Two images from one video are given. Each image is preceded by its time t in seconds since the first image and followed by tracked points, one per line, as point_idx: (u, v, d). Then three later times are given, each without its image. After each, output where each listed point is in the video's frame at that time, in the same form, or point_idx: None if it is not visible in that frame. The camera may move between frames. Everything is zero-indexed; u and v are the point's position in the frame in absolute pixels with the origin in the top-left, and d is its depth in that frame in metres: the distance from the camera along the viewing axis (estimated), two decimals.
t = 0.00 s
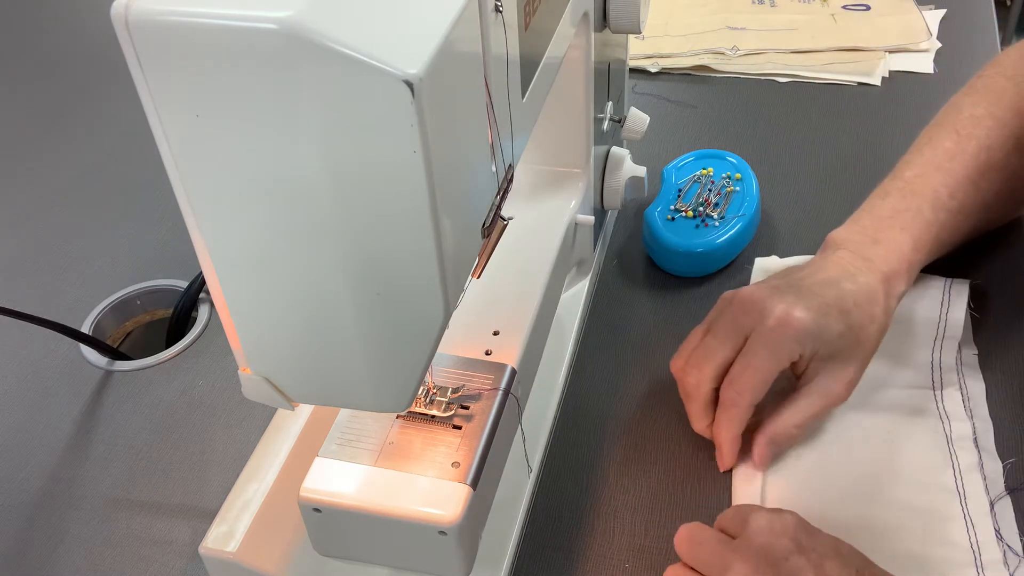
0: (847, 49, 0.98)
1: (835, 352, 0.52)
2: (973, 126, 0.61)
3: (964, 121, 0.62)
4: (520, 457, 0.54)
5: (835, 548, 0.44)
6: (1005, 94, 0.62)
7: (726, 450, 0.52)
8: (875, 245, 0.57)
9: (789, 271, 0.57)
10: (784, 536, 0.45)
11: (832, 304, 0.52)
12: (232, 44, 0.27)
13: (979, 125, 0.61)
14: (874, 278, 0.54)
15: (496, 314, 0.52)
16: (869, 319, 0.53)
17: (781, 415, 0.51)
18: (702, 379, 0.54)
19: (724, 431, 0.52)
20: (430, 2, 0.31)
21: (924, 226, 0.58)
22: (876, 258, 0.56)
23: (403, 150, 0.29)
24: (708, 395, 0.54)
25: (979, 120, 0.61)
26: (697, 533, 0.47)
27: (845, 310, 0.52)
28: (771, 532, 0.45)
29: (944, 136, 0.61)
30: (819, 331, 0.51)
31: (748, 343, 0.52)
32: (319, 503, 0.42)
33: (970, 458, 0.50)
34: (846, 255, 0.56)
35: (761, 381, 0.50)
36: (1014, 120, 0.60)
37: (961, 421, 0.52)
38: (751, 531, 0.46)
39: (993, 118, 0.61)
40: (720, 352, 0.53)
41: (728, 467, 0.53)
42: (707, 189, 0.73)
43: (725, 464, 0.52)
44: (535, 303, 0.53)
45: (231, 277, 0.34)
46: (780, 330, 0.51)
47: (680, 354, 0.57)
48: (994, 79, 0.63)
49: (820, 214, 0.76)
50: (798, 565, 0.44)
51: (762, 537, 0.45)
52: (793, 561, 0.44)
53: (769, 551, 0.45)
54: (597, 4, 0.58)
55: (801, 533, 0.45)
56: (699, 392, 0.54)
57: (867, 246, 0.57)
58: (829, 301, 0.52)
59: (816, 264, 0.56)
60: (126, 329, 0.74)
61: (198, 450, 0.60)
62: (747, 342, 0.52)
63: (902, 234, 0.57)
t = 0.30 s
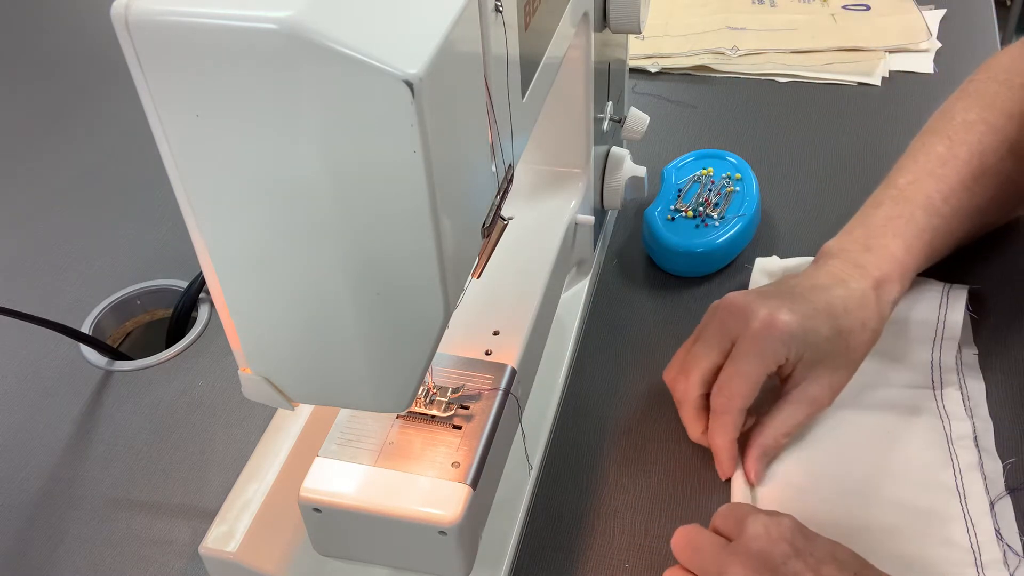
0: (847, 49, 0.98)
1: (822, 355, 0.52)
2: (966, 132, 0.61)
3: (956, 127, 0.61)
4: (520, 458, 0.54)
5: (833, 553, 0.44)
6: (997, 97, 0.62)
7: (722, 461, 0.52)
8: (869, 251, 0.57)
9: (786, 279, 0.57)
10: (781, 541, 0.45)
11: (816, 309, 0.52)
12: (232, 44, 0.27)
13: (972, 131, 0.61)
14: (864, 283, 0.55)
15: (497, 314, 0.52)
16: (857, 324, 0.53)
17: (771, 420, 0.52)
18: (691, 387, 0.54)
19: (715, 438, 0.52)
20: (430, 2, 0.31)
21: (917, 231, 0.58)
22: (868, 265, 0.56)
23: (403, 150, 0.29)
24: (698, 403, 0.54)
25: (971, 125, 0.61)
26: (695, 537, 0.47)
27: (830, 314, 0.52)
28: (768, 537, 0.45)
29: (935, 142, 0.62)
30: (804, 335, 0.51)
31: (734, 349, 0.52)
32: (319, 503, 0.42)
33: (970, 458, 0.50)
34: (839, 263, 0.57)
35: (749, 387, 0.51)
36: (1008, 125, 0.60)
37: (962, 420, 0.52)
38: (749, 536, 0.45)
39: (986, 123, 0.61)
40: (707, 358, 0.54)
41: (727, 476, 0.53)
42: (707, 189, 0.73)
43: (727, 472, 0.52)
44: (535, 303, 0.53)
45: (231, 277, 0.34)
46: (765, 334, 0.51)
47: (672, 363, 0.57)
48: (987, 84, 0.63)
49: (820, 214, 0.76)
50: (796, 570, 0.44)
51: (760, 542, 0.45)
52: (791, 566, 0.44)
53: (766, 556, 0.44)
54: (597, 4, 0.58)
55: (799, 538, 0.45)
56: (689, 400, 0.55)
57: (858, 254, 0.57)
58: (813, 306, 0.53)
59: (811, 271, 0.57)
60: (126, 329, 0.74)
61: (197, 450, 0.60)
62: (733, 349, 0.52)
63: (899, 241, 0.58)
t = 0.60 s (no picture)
0: (847, 49, 0.98)
1: (795, 344, 0.53)
2: (953, 129, 0.60)
3: (943, 124, 0.61)
4: (520, 458, 0.54)
5: (834, 555, 0.44)
6: (986, 94, 0.61)
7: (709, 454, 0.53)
8: (852, 243, 0.57)
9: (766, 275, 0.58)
10: (782, 543, 0.44)
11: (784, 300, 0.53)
12: (231, 44, 0.27)
13: (958, 127, 0.60)
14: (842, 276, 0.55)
15: (496, 314, 0.52)
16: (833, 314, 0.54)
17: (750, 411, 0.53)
18: (667, 386, 0.56)
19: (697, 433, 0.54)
20: (431, 2, 0.31)
21: (909, 229, 0.58)
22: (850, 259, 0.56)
23: (403, 150, 0.29)
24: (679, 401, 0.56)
25: (958, 121, 0.60)
26: (694, 539, 0.47)
27: (800, 304, 0.53)
28: (768, 540, 0.44)
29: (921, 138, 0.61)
30: (772, 326, 0.52)
31: (703, 345, 0.54)
32: (319, 503, 0.42)
33: (970, 458, 0.50)
34: (818, 259, 0.57)
35: (718, 381, 0.53)
36: (997, 122, 0.59)
37: (962, 420, 0.52)
38: (749, 538, 0.45)
39: (972, 120, 0.60)
40: (681, 356, 0.55)
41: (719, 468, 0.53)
42: (707, 189, 0.73)
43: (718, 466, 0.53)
44: (534, 303, 0.53)
45: (231, 277, 0.34)
46: (729, 328, 0.52)
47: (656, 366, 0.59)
48: (977, 80, 0.62)
49: (820, 214, 0.76)
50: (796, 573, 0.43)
51: (760, 544, 0.44)
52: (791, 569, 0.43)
53: (766, 558, 0.44)
54: (596, 4, 0.58)
55: (800, 540, 0.44)
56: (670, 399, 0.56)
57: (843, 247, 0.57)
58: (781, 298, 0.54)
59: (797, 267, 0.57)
60: (126, 329, 0.74)
61: (197, 450, 0.60)
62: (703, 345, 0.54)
63: (897, 236, 0.57)
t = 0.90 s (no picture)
0: (847, 49, 0.98)
1: (771, 330, 0.53)
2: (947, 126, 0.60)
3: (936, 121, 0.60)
4: (520, 457, 0.54)
5: (824, 547, 0.43)
6: (981, 91, 0.60)
7: (707, 453, 0.53)
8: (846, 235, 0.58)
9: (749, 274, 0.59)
10: (770, 537, 0.44)
11: (751, 289, 0.54)
12: (231, 44, 0.27)
13: (951, 122, 0.59)
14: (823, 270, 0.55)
15: (496, 314, 0.52)
16: (809, 299, 0.54)
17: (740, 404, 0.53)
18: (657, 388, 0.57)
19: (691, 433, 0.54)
20: (431, 2, 0.31)
21: (909, 229, 0.58)
22: (839, 255, 0.56)
23: (403, 150, 0.29)
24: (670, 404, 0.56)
25: (950, 117, 0.60)
26: (684, 539, 0.47)
27: (774, 293, 0.54)
28: (757, 535, 0.44)
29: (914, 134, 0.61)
30: (742, 316, 0.53)
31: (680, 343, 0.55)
32: (319, 503, 0.42)
33: (969, 458, 0.50)
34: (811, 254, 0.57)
35: (698, 376, 0.53)
36: (992, 120, 0.59)
37: (961, 420, 0.52)
38: (738, 534, 0.45)
39: (965, 116, 0.59)
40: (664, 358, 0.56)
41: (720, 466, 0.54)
42: (707, 189, 0.73)
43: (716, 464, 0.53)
44: (534, 303, 0.53)
45: (231, 277, 0.34)
46: (699, 323, 0.53)
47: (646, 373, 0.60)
48: (972, 79, 0.62)
49: (820, 214, 0.76)
50: (785, 566, 0.43)
51: (748, 540, 0.44)
52: (780, 563, 0.43)
53: (756, 554, 0.44)
54: (596, 4, 0.58)
55: (789, 533, 0.44)
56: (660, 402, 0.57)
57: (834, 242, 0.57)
58: (749, 288, 0.55)
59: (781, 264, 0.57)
60: (126, 329, 0.74)
61: (197, 450, 0.60)
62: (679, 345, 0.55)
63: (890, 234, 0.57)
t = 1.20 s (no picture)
0: (847, 49, 0.98)
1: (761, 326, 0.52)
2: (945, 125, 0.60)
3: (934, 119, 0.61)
4: (520, 456, 0.54)
5: (800, 510, 0.44)
6: (978, 88, 0.61)
7: (705, 453, 0.53)
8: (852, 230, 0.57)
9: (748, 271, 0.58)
10: (746, 504, 0.45)
11: (739, 286, 0.54)
12: (231, 44, 0.27)
13: (947, 118, 0.60)
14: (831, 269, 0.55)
15: (496, 314, 0.52)
16: (799, 293, 0.53)
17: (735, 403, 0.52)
18: (652, 388, 0.56)
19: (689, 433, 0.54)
20: (431, 3, 0.31)
21: (908, 228, 0.58)
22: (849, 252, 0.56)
23: (403, 150, 0.29)
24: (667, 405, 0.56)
25: (948, 113, 0.60)
26: (668, 508, 0.48)
27: (763, 289, 0.53)
28: (731, 503, 0.45)
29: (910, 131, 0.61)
30: (730, 312, 0.52)
31: (672, 343, 0.55)
32: (319, 503, 0.42)
33: (969, 457, 0.50)
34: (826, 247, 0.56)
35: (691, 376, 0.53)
36: (988, 117, 0.59)
37: (961, 419, 0.52)
38: (714, 503, 0.46)
39: (961, 111, 0.60)
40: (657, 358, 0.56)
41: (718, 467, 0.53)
42: (707, 189, 0.73)
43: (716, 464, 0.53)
44: (534, 303, 0.53)
45: (232, 278, 0.34)
46: (687, 322, 0.53)
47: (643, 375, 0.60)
48: (970, 76, 0.62)
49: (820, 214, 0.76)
50: (761, 533, 0.44)
51: (723, 509, 0.45)
52: (756, 529, 0.44)
53: (732, 521, 0.45)
54: (596, 4, 0.58)
55: (764, 500, 0.45)
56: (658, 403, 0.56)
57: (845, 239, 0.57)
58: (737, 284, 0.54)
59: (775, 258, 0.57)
60: (126, 329, 0.74)
61: (197, 450, 0.59)
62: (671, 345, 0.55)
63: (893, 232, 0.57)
